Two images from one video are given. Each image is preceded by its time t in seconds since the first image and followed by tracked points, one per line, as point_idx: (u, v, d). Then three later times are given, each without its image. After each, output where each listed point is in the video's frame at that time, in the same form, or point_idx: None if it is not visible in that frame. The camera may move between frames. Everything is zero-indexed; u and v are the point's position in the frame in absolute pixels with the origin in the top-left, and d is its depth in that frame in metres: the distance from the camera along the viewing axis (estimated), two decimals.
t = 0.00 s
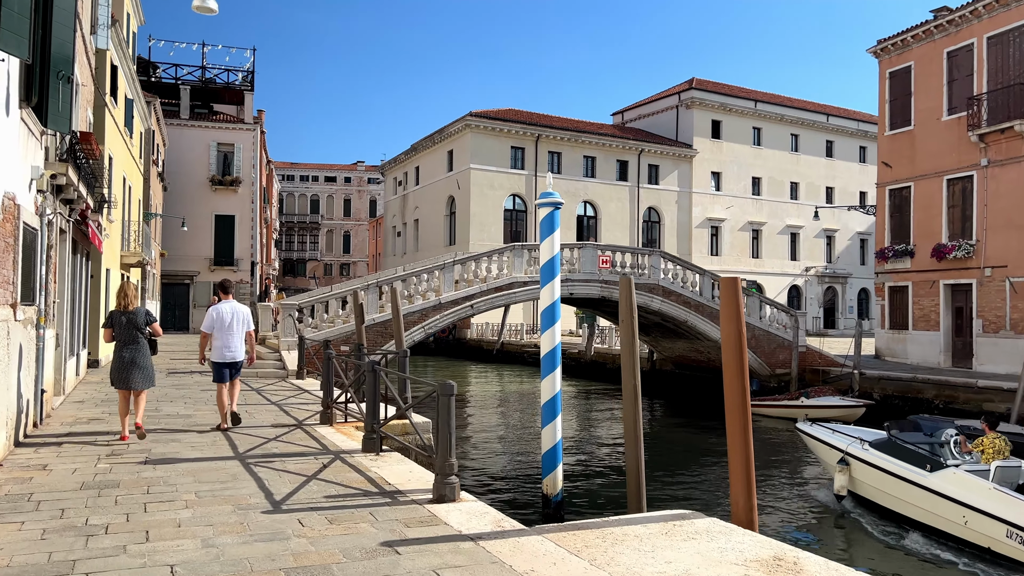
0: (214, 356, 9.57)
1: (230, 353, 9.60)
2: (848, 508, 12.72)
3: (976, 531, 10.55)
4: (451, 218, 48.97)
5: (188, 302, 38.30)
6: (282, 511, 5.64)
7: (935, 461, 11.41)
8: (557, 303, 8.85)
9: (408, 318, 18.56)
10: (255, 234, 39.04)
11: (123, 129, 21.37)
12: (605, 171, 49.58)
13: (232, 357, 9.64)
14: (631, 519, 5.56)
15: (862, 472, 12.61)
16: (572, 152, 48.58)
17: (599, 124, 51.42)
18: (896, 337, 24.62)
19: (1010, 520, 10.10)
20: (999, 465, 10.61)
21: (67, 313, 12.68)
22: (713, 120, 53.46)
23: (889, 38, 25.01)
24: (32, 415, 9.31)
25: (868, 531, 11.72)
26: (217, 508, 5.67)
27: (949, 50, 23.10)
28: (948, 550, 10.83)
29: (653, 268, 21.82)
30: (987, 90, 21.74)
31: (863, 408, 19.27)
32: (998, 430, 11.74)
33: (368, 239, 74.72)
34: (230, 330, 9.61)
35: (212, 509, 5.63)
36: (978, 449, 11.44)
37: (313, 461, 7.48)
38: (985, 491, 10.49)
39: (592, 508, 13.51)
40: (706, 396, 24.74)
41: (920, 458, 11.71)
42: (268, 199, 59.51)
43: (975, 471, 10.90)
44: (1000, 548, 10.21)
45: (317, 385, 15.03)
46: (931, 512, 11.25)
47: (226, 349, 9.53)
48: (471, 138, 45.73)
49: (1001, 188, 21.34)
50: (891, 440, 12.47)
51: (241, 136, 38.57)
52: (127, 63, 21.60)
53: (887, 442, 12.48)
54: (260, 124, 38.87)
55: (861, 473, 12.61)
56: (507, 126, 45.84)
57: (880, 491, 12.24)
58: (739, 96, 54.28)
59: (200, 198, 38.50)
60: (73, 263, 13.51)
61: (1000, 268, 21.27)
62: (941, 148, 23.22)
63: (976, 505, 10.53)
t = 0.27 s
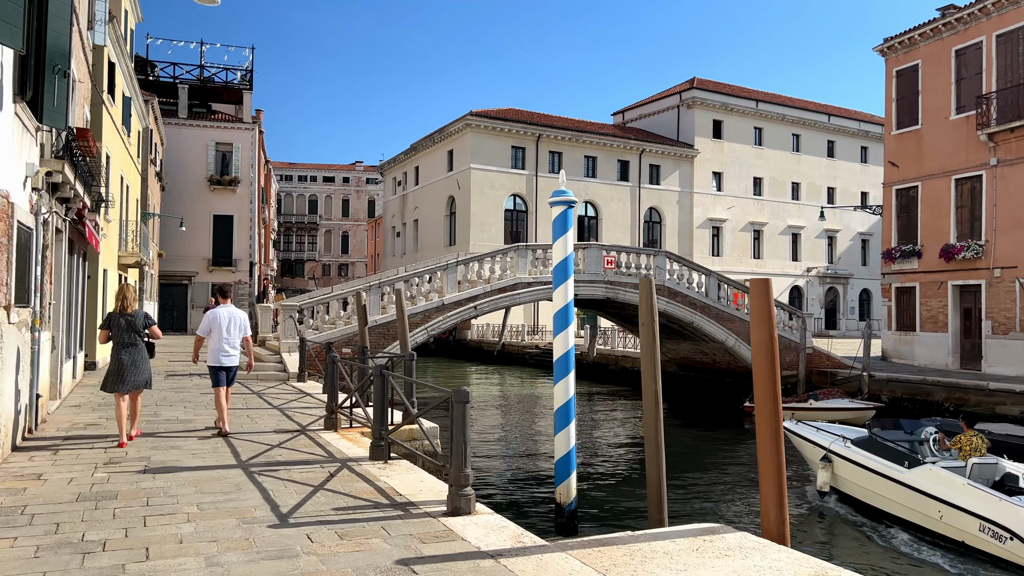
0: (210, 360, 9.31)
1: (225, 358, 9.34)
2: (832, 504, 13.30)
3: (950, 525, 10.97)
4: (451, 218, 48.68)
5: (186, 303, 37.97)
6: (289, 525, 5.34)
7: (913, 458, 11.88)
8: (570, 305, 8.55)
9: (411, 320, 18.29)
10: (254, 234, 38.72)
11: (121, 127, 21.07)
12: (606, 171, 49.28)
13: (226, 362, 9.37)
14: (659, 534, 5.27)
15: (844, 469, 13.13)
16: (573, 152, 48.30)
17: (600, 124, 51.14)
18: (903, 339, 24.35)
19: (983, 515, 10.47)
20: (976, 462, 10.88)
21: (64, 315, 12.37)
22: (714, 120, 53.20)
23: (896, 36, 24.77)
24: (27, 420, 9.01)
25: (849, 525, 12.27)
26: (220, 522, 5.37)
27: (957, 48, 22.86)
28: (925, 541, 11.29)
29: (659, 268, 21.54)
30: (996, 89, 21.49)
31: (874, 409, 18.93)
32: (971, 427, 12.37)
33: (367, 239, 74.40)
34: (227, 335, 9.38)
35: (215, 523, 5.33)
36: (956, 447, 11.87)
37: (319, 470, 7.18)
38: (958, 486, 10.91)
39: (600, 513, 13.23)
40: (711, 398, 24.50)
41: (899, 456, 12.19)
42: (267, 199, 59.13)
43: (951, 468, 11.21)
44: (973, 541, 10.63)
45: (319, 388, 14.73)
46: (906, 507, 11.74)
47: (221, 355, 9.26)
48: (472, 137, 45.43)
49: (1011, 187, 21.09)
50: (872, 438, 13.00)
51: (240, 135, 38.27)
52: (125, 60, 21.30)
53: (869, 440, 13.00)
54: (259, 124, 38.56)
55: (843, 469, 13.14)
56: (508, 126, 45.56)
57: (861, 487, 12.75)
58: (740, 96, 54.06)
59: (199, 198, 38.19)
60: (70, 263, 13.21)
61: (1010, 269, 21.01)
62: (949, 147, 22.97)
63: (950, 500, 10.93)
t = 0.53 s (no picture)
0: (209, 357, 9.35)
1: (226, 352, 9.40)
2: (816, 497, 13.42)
3: (925, 515, 11.07)
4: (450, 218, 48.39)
5: (183, 302, 37.62)
6: (298, 534, 5.05)
7: (892, 450, 12.01)
8: (585, 301, 8.21)
9: (414, 319, 18.01)
10: (252, 233, 38.39)
11: (118, 123, 20.74)
12: (606, 169, 48.99)
13: (227, 359, 9.40)
14: (690, 543, 4.98)
15: (827, 462, 13.29)
16: (573, 151, 48.02)
17: (599, 123, 50.86)
18: (908, 338, 24.08)
19: (956, 504, 10.57)
20: (953, 454, 11.24)
21: (60, 314, 12.06)
22: (714, 119, 52.97)
23: (901, 33, 24.54)
24: (21, 422, 8.70)
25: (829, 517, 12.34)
26: (226, 531, 5.08)
27: (964, 45, 22.63)
28: (902, 531, 11.37)
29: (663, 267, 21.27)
30: (1004, 85, 21.26)
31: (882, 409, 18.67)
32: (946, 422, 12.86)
33: (364, 239, 74.07)
34: (225, 331, 9.43)
35: (220, 533, 5.03)
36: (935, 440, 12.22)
37: (326, 473, 6.90)
38: (932, 477, 11.03)
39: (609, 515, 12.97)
40: (715, 398, 24.24)
41: (878, 448, 12.27)
42: (264, 199, 58.79)
43: (930, 460, 11.59)
44: (947, 531, 10.72)
45: (320, 388, 14.44)
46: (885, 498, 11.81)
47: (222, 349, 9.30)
48: (471, 136, 45.13)
49: (1019, 185, 20.87)
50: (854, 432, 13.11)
51: (238, 133, 37.95)
52: (122, 55, 20.98)
53: (849, 433, 13.08)
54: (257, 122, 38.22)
55: (825, 462, 13.23)
56: (507, 124, 45.27)
57: (843, 480, 12.84)
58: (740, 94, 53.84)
59: (197, 197, 37.87)
60: (66, 260, 12.89)
61: (1018, 267, 20.78)
62: (956, 145, 22.76)
63: (925, 490, 11.05)
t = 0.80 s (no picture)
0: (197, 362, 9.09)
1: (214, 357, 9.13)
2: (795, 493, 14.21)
3: (897, 510, 11.57)
4: (445, 218, 48.05)
5: (175, 303, 37.18)
6: (303, 554, 4.73)
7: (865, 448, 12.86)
8: (596, 304, 7.86)
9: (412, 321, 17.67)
10: (244, 233, 37.95)
11: (108, 121, 20.31)
12: (601, 170, 48.72)
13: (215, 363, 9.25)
14: (720, 562, 4.68)
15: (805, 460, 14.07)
16: (568, 151, 47.74)
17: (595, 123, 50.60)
18: (909, 340, 23.89)
19: (925, 499, 11.05)
20: (924, 453, 12.26)
21: (49, 316, 11.70)
22: (710, 119, 52.78)
23: (902, 32, 24.36)
24: (8, 429, 8.35)
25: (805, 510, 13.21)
26: (226, 551, 4.75)
27: (966, 44, 22.46)
28: (874, 523, 12.05)
29: (664, 268, 21.00)
30: (1006, 85, 21.09)
31: (886, 413, 18.40)
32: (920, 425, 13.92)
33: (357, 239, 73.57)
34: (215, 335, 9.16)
35: (219, 553, 4.70)
36: (909, 439, 13.27)
37: (329, 485, 6.59)
38: (903, 473, 11.58)
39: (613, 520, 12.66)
40: (715, 400, 24.00)
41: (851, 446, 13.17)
42: (257, 198, 58.29)
43: (904, 457, 12.52)
44: (917, 525, 11.20)
45: (317, 392, 14.10)
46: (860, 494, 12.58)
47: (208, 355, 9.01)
48: (466, 135, 44.79)
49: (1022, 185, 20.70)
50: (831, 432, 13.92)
51: (231, 133, 37.51)
52: (113, 51, 20.56)
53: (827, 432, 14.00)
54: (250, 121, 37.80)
55: (803, 460, 14.11)
56: (503, 124, 44.96)
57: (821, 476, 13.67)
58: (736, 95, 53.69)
59: (189, 196, 37.41)
60: (55, 261, 12.53)
61: (1020, 268, 20.62)
62: (957, 145, 22.60)
63: (896, 486, 11.59)
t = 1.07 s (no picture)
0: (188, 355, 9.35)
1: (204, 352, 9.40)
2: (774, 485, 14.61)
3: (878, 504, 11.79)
4: (440, 217, 47.73)
5: (169, 302, 36.81)
6: (311, 565, 4.45)
7: (841, 441, 13.25)
8: (608, 301, 7.59)
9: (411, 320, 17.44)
10: (239, 232, 37.57)
11: (101, 117, 19.96)
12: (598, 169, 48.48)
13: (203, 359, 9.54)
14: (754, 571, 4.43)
15: (784, 453, 14.40)
16: (565, 150, 47.49)
17: (591, 122, 50.37)
18: (911, 339, 23.73)
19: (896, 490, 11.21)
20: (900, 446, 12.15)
21: (41, 315, 11.38)
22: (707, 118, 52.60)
23: (904, 29, 24.21)
24: None
25: (786, 501, 13.52)
26: (229, 562, 4.47)
27: (968, 41, 22.31)
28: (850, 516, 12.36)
29: (665, 266, 20.75)
30: (1010, 82, 20.94)
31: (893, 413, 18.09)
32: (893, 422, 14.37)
33: (352, 239, 73.24)
34: (204, 330, 9.46)
35: (222, 565, 4.42)
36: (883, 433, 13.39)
37: (333, 490, 6.32)
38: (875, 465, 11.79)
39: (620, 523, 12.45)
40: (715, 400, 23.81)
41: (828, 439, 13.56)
42: (250, 197, 57.88)
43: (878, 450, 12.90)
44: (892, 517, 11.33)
45: (315, 392, 13.81)
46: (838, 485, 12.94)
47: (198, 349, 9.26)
48: (462, 134, 44.50)
49: None
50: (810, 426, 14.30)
51: (225, 131, 37.13)
52: (106, 46, 20.22)
53: (807, 427, 14.37)
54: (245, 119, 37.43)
55: (783, 454, 14.41)
56: (499, 123, 44.68)
57: (800, 470, 13.93)
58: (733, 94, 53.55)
59: (183, 195, 37.01)
60: (47, 258, 12.20)
61: None
62: (959, 142, 22.47)
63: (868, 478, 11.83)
